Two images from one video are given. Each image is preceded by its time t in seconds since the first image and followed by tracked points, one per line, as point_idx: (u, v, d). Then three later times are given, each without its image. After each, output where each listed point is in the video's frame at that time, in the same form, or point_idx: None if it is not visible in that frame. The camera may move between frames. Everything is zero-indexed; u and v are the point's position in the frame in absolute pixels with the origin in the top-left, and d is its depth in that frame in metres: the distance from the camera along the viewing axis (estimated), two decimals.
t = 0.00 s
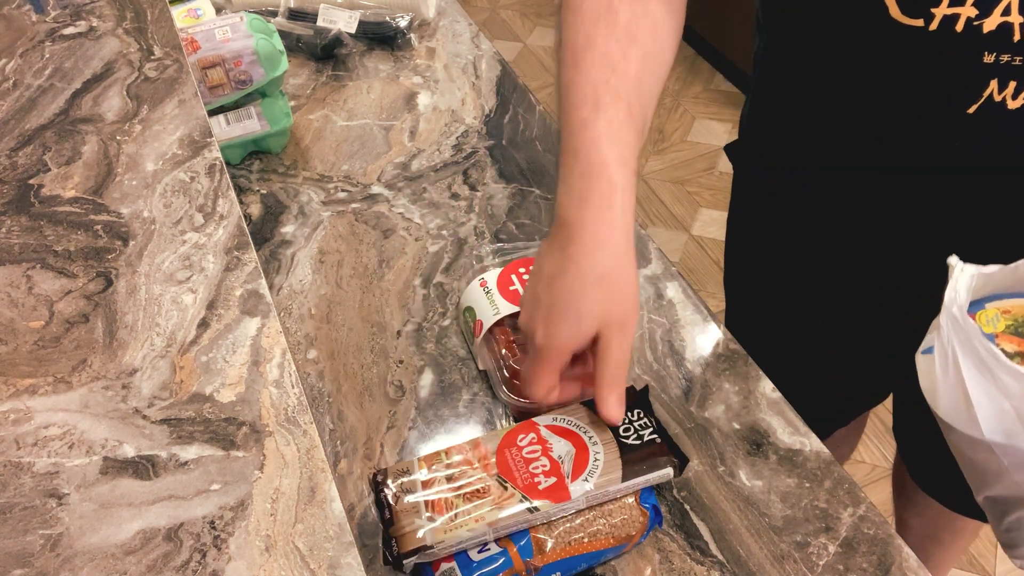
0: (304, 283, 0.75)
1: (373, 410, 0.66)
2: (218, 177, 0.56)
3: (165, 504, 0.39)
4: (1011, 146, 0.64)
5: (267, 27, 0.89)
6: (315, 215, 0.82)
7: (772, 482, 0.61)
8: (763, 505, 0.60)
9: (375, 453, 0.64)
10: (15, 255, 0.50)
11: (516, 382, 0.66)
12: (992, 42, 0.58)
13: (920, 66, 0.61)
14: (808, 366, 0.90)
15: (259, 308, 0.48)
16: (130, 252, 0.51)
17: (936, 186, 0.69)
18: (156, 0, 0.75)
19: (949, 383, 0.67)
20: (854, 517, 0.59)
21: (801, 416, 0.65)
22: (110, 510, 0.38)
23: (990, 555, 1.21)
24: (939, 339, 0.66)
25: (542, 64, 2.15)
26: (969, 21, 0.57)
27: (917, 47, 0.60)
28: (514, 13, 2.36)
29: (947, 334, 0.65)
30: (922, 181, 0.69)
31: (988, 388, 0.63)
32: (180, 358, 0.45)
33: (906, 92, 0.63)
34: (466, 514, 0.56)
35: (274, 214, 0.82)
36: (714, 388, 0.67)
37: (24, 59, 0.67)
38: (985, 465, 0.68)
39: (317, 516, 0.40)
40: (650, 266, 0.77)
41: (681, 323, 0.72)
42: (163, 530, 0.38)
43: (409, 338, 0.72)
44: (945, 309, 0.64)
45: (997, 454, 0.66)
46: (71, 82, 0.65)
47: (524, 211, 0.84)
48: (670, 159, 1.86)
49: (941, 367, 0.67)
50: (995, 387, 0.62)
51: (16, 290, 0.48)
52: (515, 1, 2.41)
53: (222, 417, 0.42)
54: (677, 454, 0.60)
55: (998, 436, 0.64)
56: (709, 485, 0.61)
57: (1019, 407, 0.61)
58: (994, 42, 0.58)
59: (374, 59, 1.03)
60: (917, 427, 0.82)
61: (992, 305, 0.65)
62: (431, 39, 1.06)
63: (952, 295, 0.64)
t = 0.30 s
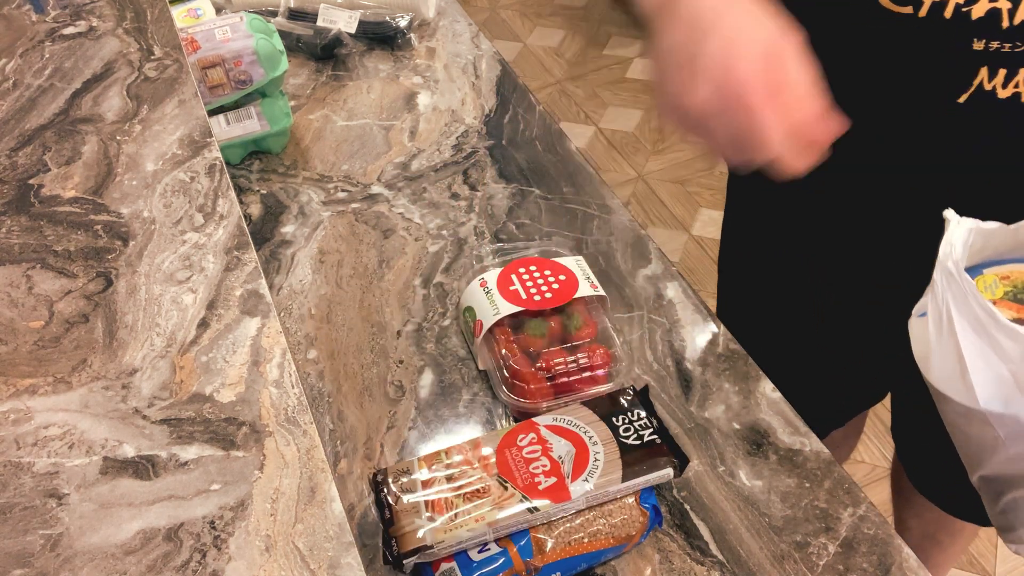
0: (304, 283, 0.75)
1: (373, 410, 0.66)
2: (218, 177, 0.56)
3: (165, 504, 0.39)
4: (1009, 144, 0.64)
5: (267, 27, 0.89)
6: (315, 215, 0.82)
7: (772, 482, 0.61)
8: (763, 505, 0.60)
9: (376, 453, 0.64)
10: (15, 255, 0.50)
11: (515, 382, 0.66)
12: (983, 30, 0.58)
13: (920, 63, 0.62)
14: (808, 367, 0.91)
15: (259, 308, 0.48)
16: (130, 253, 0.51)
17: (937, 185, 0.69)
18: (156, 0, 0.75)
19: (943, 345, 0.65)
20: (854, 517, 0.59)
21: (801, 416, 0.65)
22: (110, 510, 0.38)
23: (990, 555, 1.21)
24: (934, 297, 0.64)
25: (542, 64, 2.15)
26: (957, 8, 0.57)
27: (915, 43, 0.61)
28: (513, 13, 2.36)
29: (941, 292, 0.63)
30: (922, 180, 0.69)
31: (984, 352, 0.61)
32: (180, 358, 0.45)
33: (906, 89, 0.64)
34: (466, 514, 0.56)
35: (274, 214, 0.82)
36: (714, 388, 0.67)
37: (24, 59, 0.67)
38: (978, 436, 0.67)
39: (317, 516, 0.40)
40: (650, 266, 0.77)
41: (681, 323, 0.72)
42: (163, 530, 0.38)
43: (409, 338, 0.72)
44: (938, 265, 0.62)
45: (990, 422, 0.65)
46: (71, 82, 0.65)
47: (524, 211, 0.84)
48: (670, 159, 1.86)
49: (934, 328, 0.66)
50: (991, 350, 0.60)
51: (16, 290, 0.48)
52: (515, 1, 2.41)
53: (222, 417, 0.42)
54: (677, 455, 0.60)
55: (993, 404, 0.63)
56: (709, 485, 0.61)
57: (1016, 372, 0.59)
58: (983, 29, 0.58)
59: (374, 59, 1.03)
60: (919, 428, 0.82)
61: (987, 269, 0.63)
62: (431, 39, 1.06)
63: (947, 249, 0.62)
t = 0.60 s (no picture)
0: (304, 283, 0.75)
1: (373, 410, 0.66)
2: (218, 177, 0.56)
3: (165, 504, 0.39)
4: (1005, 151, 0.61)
5: (267, 27, 0.89)
6: (314, 215, 0.82)
7: (772, 482, 0.61)
8: (763, 505, 0.60)
9: (375, 453, 0.64)
10: (15, 255, 0.50)
11: (515, 382, 0.66)
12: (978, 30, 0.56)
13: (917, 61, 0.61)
14: (809, 366, 0.90)
15: (259, 308, 0.48)
16: (130, 252, 0.51)
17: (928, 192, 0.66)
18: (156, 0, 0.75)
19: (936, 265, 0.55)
20: (855, 517, 0.59)
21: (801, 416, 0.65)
22: (110, 510, 0.38)
23: (990, 555, 1.21)
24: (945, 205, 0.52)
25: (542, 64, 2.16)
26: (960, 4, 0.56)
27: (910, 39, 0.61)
28: (514, 13, 2.36)
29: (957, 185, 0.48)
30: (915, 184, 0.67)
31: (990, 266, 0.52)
32: (180, 357, 0.45)
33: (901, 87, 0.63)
34: (466, 514, 0.56)
35: (274, 213, 0.82)
36: (714, 388, 0.67)
37: (25, 59, 0.67)
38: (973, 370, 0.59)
39: (317, 516, 0.40)
40: (650, 266, 0.77)
41: (681, 323, 0.72)
42: (163, 530, 0.38)
43: (409, 338, 0.72)
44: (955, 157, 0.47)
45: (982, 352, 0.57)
46: (71, 82, 0.65)
47: (524, 211, 0.84)
48: (670, 158, 1.86)
49: (922, 242, 0.56)
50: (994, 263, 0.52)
51: (16, 290, 0.48)
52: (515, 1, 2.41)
53: (222, 417, 0.43)
54: (677, 455, 0.60)
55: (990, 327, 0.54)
56: (709, 485, 0.61)
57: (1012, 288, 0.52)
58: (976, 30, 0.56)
59: (374, 59, 1.03)
60: (919, 428, 0.77)
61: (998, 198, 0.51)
62: (431, 40, 1.06)
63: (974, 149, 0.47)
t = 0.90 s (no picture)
0: (304, 283, 0.75)
1: (373, 410, 0.66)
2: (218, 177, 0.56)
3: (165, 504, 0.39)
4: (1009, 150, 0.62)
5: (267, 27, 0.89)
6: (315, 215, 0.82)
7: (772, 482, 0.61)
8: (763, 505, 0.60)
9: (375, 453, 0.64)
10: (15, 255, 0.50)
11: (515, 382, 0.66)
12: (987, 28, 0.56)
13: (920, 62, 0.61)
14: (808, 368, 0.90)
15: (259, 308, 0.48)
16: (130, 252, 0.51)
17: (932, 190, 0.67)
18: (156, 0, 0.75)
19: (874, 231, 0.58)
20: (854, 517, 0.59)
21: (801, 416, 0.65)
22: (110, 510, 0.38)
23: (990, 555, 1.21)
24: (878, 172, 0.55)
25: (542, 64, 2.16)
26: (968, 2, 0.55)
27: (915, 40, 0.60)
28: (514, 13, 2.36)
29: (885, 155, 0.53)
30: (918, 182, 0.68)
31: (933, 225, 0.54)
32: (180, 357, 0.45)
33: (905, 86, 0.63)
34: (466, 514, 0.55)
35: (274, 213, 0.82)
36: (714, 388, 0.67)
37: (25, 59, 0.67)
38: (925, 328, 0.61)
39: (317, 516, 0.40)
40: (650, 266, 0.77)
41: (681, 323, 0.72)
42: (163, 530, 0.38)
43: (409, 338, 0.72)
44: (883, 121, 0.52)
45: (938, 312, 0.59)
46: (71, 82, 0.65)
47: (524, 211, 0.84)
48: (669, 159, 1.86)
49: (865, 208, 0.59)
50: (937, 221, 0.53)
51: (16, 290, 0.48)
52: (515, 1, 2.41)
53: (222, 417, 0.43)
54: (677, 455, 0.60)
55: (937, 285, 0.57)
56: (709, 485, 0.61)
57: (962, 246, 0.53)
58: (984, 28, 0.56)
59: (375, 59, 1.03)
60: (918, 428, 0.76)
61: (951, 158, 0.55)
62: (431, 40, 1.06)
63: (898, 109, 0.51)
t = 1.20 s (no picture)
0: (304, 283, 0.75)
1: (373, 410, 0.66)
2: (218, 177, 0.56)
3: (165, 503, 0.39)
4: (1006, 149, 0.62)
5: (267, 27, 0.89)
6: (315, 215, 0.82)
7: (772, 482, 0.61)
8: (763, 505, 0.60)
9: (375, 453, 0.64)
10: (15, 255, 0.50)
11: (515, 382, 0.66)
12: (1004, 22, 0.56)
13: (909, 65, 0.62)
14: (807, 367, 0.90)
15: (259, 308, 0.48)
16: (130, 252, 0.51)
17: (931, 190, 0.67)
18: None
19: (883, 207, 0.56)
20: (854, 517, 0.59)
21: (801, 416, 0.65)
22: (110, 510, 0.38)
23: (990, 555, 1.21)
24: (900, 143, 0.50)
25: (542, 64, 2.16)
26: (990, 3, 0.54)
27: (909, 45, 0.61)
28: (514, 13, 2.36)
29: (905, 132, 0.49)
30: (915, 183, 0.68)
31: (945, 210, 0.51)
32: (180, 357, 0.45)
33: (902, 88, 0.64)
34: (466, 513, 0.56)
35: (274, 213, 0.82)
36: (714, 388, 0.67)
37: (25, 59, 0.67)
38: (932, 304, 0.62)
39: (317, 516, 0.40)
40: (650, 266, 0.77)
41: (681, 323, 0.72)
42: (163, 530, 0.38)
43: (409, 338, 0.72)
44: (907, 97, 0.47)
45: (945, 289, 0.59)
46: (71, 82, 0.65)
47: (524, 211, 0.83)
48: (669, 159, 1.86)
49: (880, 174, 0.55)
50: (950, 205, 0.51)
51: (16, 290, 0.48)
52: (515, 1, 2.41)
53: (222, 417, 0.43)
54: (677, 454, 0.60)
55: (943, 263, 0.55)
56: (709, 485, 0.61)
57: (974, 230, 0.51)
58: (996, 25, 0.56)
59: (374, 59, 1.03)
60: (918, 427, 0.76)
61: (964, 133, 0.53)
62: (431, 40, 1.06)
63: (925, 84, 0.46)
